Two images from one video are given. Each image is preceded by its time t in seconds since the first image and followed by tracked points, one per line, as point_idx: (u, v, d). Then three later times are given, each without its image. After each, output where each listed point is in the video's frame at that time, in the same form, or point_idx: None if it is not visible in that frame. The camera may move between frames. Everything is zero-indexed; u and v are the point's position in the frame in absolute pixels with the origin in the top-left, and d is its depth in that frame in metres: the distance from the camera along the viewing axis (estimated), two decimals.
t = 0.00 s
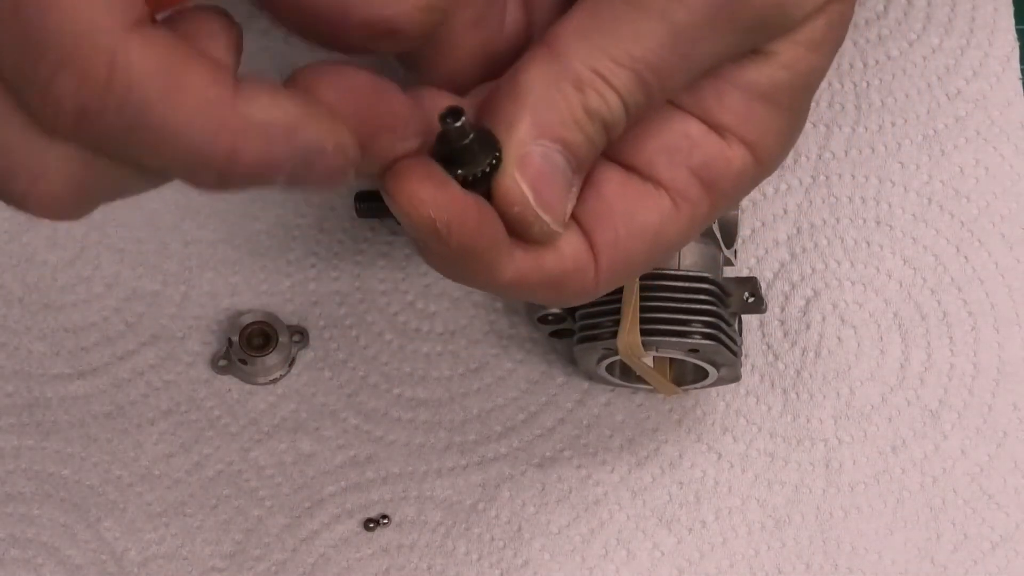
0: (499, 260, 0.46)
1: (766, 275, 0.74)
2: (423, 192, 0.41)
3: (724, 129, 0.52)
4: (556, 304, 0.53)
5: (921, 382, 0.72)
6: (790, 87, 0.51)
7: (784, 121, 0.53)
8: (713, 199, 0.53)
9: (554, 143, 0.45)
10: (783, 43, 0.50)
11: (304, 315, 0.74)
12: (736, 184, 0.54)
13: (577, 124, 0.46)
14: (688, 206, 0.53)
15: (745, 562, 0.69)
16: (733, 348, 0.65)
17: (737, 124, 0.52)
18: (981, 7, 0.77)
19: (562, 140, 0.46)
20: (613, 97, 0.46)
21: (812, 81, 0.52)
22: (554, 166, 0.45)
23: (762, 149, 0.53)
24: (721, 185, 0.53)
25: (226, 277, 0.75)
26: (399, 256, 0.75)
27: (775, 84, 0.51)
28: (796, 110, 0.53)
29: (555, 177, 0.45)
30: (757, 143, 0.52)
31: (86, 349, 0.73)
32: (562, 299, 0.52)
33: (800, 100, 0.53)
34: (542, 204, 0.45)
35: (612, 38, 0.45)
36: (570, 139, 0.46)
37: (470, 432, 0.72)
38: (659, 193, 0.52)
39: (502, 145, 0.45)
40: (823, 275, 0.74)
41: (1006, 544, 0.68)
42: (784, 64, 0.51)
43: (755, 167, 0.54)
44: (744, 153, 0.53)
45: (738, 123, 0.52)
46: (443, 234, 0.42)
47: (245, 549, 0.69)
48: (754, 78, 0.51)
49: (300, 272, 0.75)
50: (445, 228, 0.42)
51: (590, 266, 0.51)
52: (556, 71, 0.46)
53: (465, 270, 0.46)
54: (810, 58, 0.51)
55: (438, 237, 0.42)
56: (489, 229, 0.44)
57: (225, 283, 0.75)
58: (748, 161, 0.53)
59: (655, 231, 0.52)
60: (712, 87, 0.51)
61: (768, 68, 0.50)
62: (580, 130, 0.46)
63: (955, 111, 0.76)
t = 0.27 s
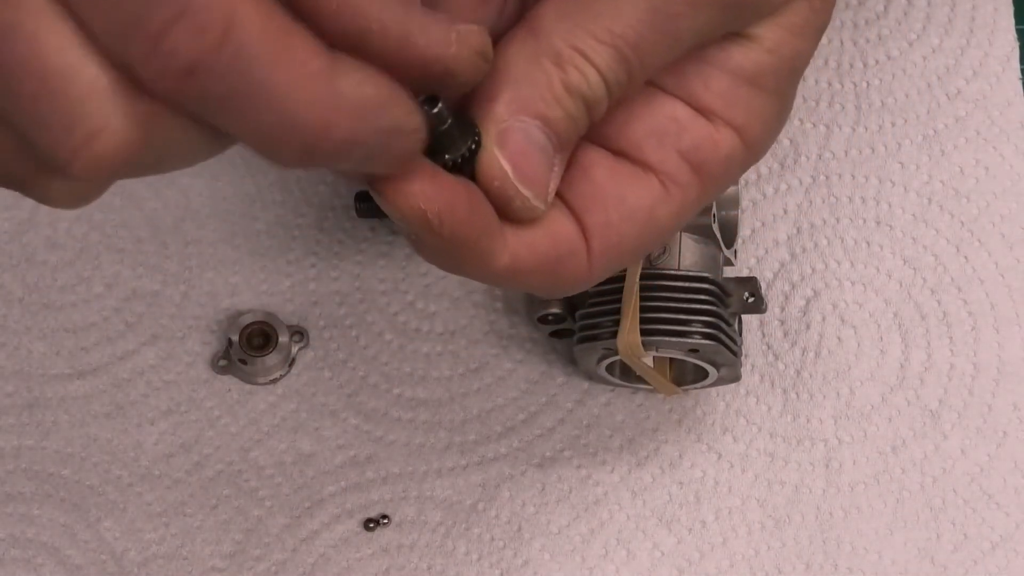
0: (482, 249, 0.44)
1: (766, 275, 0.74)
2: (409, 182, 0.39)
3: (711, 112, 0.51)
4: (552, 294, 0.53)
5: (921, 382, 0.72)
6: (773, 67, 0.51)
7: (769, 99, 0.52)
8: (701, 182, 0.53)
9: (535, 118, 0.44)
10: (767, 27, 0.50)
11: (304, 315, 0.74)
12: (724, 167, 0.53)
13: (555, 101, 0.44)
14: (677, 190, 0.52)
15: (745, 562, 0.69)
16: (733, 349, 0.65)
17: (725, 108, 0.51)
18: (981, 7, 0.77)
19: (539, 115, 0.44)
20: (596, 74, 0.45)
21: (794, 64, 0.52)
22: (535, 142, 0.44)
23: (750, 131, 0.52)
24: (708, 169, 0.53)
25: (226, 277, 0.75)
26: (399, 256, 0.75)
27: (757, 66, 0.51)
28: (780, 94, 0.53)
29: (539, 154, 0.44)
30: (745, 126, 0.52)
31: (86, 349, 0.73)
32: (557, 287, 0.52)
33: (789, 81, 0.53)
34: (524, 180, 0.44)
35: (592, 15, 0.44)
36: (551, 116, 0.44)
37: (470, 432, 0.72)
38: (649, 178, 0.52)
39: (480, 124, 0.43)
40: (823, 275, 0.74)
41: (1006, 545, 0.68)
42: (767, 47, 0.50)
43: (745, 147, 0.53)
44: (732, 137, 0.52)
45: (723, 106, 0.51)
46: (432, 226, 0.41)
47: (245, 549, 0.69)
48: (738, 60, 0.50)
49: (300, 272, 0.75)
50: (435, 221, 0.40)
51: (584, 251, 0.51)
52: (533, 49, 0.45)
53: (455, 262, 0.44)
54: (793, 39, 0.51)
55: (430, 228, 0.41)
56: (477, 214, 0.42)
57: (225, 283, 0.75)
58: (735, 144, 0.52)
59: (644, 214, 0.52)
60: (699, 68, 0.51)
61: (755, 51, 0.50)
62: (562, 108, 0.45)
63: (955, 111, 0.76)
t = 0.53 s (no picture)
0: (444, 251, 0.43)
1: (766, 275, 0.74)
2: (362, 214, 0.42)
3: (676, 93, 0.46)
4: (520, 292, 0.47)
5: (921, 382, 0.72)
6: (747, 44, 0.45)
7: (739, 78, 0.47)
8: (669, 171, 0.47)
9: (496, 108, 0.39)
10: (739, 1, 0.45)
11: (304, 314, 0.74)
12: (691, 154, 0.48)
13: (525, 92, 0.40)
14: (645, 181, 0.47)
15: (745, 562, 0.69)
16: (733, 348, 0.65)
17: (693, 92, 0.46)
18: (981, 7, 0.77)
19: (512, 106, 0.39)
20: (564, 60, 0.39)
21: (769, 41, 0.46)
22: (500, 134, 0.39)
23: (717, 114, 0.47)
24: (672, 156, 0.47)
25: (225, 277, 0.75)
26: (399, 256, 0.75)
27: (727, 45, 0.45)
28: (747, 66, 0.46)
29: (505, 147, 0.39)
30: (709, 105, 0.46)
31: (86, 349, 0.73)
32: (520, 287, 0.46)
33: (754, 60, 0.46)
34: (490, 172, 0.39)
35: None
36: (513, 103, 0.39)
37: (470, 432, 0.72)
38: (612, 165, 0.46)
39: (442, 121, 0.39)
40: (823, 275, 0.74)
41: (1006, 544, 0.68)
42: (735, 26, 0.45)
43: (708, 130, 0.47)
44: (694, 120, 0.47)
45: (689, 90, 0.46)
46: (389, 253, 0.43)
47: (245, 549, 0.69)
48: (707, 39, 0.45)
49: (300, 272, 0.75)
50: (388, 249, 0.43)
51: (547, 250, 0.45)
52: (499, 35, 0.40)
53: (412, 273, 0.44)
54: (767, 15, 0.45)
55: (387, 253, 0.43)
56: (433, 235, 0.42)
57: (225, 283, 0.75)
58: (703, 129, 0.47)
59: (608, 209, 0.46)
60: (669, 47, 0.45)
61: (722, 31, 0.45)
62: (526, 95, 0.40)
63: (955, 111, 0.76)
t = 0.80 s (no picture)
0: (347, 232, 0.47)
1: (766, 275, 0.74)
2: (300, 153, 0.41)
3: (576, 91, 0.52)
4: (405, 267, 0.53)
5: (921, 382, 0.72)
6: (647, 38, 0.50)
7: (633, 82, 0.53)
8: (554, 161, 0.53)
9: (422, 95, 0.41)
10: None
11: (304, 314, 0.74)
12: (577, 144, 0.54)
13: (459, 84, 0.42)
14: (528, 169, 0.53)
15: (745, 562, 0.69)
16: (733, 349, 0.65)
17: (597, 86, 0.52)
18: (981, 7, 0.77)
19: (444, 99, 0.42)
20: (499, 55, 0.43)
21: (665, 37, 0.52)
22: (433, 121, 0.41)
23: (606, 108, 0.53)
24: (567, 142, 0.53)
25: (225, 276, 0.75)
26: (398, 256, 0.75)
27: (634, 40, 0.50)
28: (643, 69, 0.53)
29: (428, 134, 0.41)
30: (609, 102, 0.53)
31: (86, 349, 0.73)
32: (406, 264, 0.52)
33: (648, 61, 0.52)
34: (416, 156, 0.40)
35: None
36: (445, 91, 0.42)
37: (470, 432, 0.72)
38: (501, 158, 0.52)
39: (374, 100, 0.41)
40: (823, 275, 0.74)
41: (1005, 544, 0.69)
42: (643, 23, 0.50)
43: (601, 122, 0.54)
44: (587, 113, 0.53)
45: (592, 83, 0.51)
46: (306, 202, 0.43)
47: (245, 548, 0.70)
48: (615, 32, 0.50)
49: (300, 272, 0.75)
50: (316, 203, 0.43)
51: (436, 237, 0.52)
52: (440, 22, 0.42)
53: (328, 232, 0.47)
54: (668, 17, 0.51)
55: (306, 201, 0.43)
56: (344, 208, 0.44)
57: (224, 283, 0.74)
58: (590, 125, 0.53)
59: (496, 195, 0.52)
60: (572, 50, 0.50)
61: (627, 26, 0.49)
62: (461, 83, 0.43)
63: (955, 111, 0.76)
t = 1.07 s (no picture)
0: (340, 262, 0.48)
1: (766, 275, 0.74)
2: (313, 198, 0.43)
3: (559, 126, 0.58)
4: (377, 285, 0.59)
5: (921, 382, 0.72)
6: (626, 76, 0.56)
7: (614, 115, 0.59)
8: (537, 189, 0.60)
9: (427, 146, 0.46)
10: (627, 38, 0.54)
11: (304, 314, 0.74)
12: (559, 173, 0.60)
13: (454, 134, 0.47)
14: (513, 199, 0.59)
15: (745, 562, 0.69)
16: (733, 349, 0.65)
17: (581, 120, 0.57)
18: (982, 7, 0.77)
19: (446, 145, 0.47)
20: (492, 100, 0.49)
21: (643, 72, 0.57)
22: (435, 169, 0.46)
23: (591, 136, 0.59)
24: (550, 171, 0.59)
25: (224, 276, 0.74)
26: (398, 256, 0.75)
27: (615, 79, 0.56)
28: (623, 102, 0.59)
29: (434, 185, 0.46)
30: (591, 133, 0.59)
31: (86, 349, 0.73)
32: (387, 280, 0.59)
33: (626, 96, 0.58)
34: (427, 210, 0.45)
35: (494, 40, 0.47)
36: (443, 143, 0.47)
37: (470, 433, 0.72)
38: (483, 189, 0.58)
39: (385, 154, 0.45)
40: (823, 275, 0.74)
41: (1005, 544, 0.69)
42: (625, 62, 0.55)
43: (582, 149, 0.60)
44: (572, 143, 0.59)
45: (576, 117, 0.57)
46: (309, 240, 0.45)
47: (245, 548, 0.70)
48: (596, 71, 0.55)
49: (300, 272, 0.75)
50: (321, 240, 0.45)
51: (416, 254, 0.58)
52: (437, 69, 0.46)
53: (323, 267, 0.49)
54: (649, 48, 0.56)
55: (312, 239, 0.45)
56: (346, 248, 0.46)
57: (224, 283, 0.74)
58: (571, 155, 0.59)
59: (481, 219, 0.59)
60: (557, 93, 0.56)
61: (610, 64, 0.55)
62: (459, 129, 0.48)
63: (955, 111, 0.76)
